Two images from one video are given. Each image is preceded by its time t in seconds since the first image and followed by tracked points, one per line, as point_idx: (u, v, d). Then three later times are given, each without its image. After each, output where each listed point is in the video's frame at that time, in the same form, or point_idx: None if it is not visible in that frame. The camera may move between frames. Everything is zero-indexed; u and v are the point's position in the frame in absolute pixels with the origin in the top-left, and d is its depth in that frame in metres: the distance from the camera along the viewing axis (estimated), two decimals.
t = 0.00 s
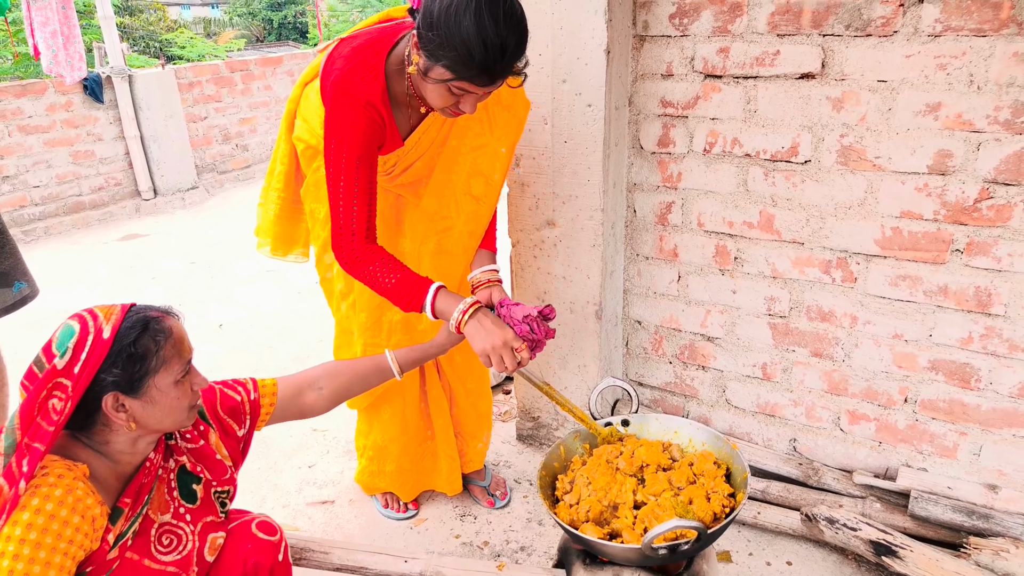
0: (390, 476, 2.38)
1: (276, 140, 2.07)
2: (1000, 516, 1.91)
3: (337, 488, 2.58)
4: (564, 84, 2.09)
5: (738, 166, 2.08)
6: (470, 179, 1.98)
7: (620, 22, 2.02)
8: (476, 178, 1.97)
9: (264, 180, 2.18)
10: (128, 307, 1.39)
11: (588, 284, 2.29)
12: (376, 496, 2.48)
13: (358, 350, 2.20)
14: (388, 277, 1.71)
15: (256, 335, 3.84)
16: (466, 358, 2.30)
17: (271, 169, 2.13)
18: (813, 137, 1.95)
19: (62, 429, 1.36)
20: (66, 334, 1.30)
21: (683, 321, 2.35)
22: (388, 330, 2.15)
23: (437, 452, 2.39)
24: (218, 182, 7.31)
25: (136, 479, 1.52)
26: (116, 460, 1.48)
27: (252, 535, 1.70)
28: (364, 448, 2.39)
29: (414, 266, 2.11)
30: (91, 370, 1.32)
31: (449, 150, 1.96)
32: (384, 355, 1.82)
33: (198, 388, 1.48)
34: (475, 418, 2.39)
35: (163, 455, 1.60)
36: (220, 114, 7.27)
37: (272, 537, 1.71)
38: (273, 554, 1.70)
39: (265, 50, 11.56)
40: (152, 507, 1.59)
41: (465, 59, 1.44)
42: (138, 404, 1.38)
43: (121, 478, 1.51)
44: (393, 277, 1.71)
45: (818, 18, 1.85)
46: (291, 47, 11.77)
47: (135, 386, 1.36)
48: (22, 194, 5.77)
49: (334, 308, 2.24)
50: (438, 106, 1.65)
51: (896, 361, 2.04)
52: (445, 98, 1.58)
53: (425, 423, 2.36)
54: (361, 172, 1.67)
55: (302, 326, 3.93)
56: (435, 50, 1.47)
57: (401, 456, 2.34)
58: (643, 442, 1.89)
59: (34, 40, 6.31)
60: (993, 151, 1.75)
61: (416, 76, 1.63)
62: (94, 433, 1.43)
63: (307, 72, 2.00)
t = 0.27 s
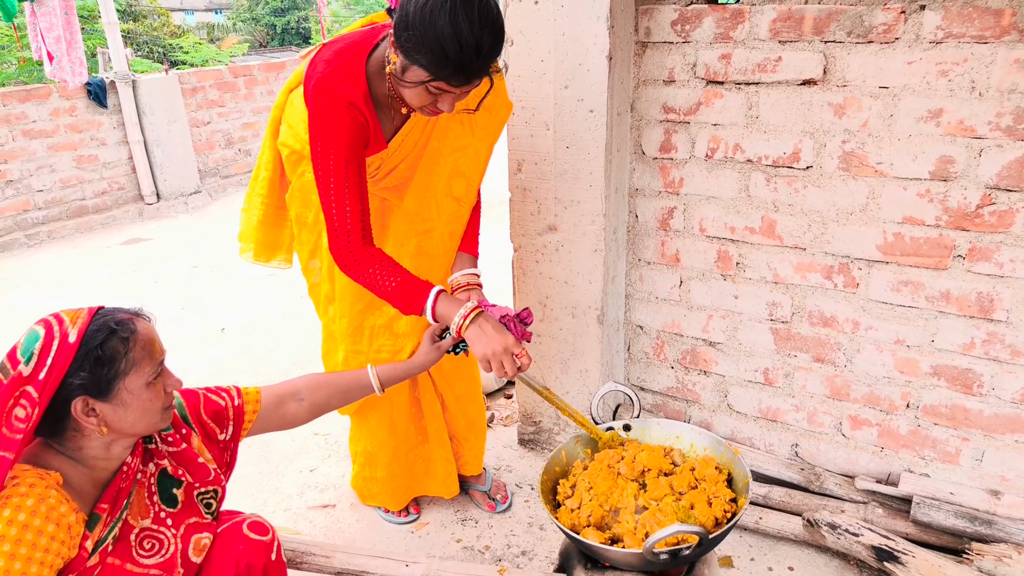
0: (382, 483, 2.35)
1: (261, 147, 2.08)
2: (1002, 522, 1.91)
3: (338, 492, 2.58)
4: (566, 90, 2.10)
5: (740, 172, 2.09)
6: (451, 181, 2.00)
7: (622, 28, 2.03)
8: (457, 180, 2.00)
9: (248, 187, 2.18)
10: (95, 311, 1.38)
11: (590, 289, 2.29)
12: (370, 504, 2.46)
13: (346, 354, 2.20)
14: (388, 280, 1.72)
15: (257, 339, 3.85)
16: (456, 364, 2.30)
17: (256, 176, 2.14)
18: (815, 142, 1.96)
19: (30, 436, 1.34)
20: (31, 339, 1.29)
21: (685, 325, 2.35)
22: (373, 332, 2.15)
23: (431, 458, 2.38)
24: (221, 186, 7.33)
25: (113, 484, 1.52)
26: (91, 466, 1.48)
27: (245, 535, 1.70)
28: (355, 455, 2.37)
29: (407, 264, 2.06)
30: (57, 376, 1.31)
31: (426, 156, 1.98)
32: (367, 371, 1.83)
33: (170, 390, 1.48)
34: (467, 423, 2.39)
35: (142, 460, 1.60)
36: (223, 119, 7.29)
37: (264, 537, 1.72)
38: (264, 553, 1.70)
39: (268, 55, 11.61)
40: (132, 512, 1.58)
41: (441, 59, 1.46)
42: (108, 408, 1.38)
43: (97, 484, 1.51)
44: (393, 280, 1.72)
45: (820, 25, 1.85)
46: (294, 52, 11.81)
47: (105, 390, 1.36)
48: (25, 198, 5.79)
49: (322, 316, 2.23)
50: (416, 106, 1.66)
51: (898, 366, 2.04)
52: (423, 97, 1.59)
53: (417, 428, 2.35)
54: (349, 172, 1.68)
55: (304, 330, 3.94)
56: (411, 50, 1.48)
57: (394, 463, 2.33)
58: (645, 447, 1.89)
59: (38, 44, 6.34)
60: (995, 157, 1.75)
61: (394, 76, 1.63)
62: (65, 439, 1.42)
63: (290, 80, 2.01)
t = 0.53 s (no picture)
0: (374, 493, 2.33)
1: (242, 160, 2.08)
2: (997, 528, 1.91)
3: (334, 499, 2.58)
4: (562, 97, 2.11)
5: (735, 179, 2.10)
6: (438, 184, 2.00)
7: (617, 36, 2.04)
8: (444, 180, 2.00)
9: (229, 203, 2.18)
10: (26, 324, 1.35)
11: (586, 296, 2.30)
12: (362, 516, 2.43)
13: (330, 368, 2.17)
14: (383, 285, 1.70)
15: (254, 346, 3.84)
16: (444, 373, 2.29)
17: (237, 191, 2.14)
18: (810, 149, 1.97)
19: None
20: None
21: (681, 332, 2.35)
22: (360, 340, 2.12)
23: (420, 467, 2.37)
24: (218, 193, 7.33)
25: (67, 495, 1.48)
26: (41, 482, 1.46)
27: (230, 542, 1.72)
28: (346, 466, 2.35)
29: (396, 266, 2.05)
30: None
31: (410, 164, 1.98)
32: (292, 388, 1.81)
33: (114, 401, 1.46)
34: (456, 432, 2.37)
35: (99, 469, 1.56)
36: (221, 126, 7.30)
37: (251, 543, 1.75)
38: (252, 559, 1.73)
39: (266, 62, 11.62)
40: (90, 524, 1.54)
41: (430, 51, 1.47)
42: (46, 424, 1.36)
43: (50, 498, 1.49)
44: (388, 285, 1.70)
45: (814, 32, 1.87)
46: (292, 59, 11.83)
47: (40, 406, 1.34)
48: (21, 206, 5.79)
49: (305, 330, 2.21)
50: (404, 103, 1.67)
51: (893, 372, 2.05)
52: (413, 93, 1.60)
53: (406, 436, 2.34)
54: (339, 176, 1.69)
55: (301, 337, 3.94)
56: (398, 46, 1.50)
57: (382, 473, 2.31)
58: (641, 453, 1.89)
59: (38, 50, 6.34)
60: (988, 164, 1.76)
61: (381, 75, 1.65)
62: (8, 456, 1.41)
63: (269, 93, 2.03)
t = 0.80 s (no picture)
0: (369, 495, 2.33)
1: (228, 168, 2.08)
2: (990, 524, 1.92)
3: (329, 499, 2.58)
4: (556, 95, 2.11)
5: (729, 177, 2.10)
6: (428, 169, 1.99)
7: (611, 34, 2.04)
8: (436, 155, 1.97)
9: (216, 214, 2.18)
10: None
11: (581, 294, 2.30)
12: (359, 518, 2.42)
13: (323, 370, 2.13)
14: (379, 279, 1.72)
15: (249, 345, 3.83)
16: (436, 373, 2.29)
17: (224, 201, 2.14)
18: (803, 147, 1.97)
19: None
20: None
21: (675, 330, 2.36)
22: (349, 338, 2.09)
23: (414, 467, 2.37)
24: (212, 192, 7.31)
25: (17, 503, 1.45)
26: None
27: (219, 540, 1.70)
28: (341, 469, 2.35)
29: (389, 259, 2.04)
30: None
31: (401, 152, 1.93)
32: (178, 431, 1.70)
33: (56, 411, 1.45)
34: (450, 433, 2.38)
35: (49, 474, 1.52)
36: (215, 125, 7.27)
37: (241, 540, 1.72)
38: (242, 555, 1.71)
39: (259, 61, 11.59)
40: (50, 526, 1.50)
41: (428, 17, 1.48)
42: None
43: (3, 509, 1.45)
44: (383, 279, 1.72)
45: (807, 30, 1.87)
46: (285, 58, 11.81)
47: None
48: (14, 205, 5.77)
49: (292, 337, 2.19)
50: (400, 78, 1.67)
51: (886, 369, 2.06)
52: (409, 65, 1.60)
53: (399, 437, 2.34)
54: (334, 166, 1.68)
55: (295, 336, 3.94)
56: (398, 14, 1.51)
57: (375, 474, 2.32)
58: (636, 451, 1.89)
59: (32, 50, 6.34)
60: (980, 161, 1.77)
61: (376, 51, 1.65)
62: None
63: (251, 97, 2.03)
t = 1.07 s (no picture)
0: (370, 503, 2.33)
1: (222, 182, 2.07)
2: (988, 527, 1.92)
3: (327, 504, 2.57)
4: (553, 100, 2.12)
5: (726, 181, 2.11)
6: (427, 164, 1.99)
7: (607, 39, 2.05)
8: (435, 147, 1.98)
9: (209, 229, 2.16)
10: None
11: (578, 298, 2.30)
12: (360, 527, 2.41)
13: (335, 372, 2.13)
14: (385, 279, 1.73)
15: (246, 351, 3.83)
16: (438, 377, 2.28)
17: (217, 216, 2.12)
18: (799, 152, 1.98)
19: None
20: None
21: (673, 334, 2.36)
22: (353, 343, 2.09)
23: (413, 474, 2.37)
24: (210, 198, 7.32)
25: None
26: None
27: (210, 541, 1.69)
28: (342, 477, 2.35)
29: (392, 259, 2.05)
30: None
31: (407, 146, 1.91)
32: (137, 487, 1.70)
33: (11, 430, 1.38)
34: (450, 438, 2.37)
35: (11, 488, 1.44)
36: (213, 131, 7.28)
37: (231, 540, 1.72)
38: (234, 555, 1.71)
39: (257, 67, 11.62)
40: (15, 542, 1.42)
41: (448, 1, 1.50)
42: None
43: None
44: (390, 279, 1.73)
45: (802, 35, 1.88)
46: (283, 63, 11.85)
47: None
48: (12, 211, 5.77)
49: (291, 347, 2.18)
50: (415, 64, 1.69)
51: (884, 372, 2.06)
52: (426, 49, 1.62)
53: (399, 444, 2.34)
54: (343, 161, 1.66)
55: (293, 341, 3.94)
56: None
57: (378, 480, 2.31)
58: (633, 456, 1.89)
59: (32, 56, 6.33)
60: (976, 165, 1.78)
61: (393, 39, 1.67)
62: None
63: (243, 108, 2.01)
